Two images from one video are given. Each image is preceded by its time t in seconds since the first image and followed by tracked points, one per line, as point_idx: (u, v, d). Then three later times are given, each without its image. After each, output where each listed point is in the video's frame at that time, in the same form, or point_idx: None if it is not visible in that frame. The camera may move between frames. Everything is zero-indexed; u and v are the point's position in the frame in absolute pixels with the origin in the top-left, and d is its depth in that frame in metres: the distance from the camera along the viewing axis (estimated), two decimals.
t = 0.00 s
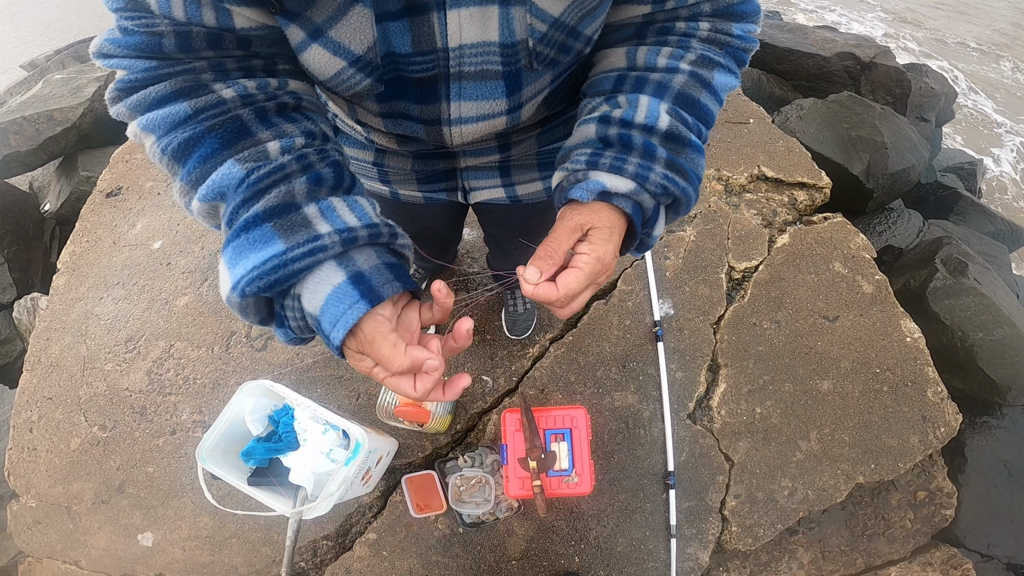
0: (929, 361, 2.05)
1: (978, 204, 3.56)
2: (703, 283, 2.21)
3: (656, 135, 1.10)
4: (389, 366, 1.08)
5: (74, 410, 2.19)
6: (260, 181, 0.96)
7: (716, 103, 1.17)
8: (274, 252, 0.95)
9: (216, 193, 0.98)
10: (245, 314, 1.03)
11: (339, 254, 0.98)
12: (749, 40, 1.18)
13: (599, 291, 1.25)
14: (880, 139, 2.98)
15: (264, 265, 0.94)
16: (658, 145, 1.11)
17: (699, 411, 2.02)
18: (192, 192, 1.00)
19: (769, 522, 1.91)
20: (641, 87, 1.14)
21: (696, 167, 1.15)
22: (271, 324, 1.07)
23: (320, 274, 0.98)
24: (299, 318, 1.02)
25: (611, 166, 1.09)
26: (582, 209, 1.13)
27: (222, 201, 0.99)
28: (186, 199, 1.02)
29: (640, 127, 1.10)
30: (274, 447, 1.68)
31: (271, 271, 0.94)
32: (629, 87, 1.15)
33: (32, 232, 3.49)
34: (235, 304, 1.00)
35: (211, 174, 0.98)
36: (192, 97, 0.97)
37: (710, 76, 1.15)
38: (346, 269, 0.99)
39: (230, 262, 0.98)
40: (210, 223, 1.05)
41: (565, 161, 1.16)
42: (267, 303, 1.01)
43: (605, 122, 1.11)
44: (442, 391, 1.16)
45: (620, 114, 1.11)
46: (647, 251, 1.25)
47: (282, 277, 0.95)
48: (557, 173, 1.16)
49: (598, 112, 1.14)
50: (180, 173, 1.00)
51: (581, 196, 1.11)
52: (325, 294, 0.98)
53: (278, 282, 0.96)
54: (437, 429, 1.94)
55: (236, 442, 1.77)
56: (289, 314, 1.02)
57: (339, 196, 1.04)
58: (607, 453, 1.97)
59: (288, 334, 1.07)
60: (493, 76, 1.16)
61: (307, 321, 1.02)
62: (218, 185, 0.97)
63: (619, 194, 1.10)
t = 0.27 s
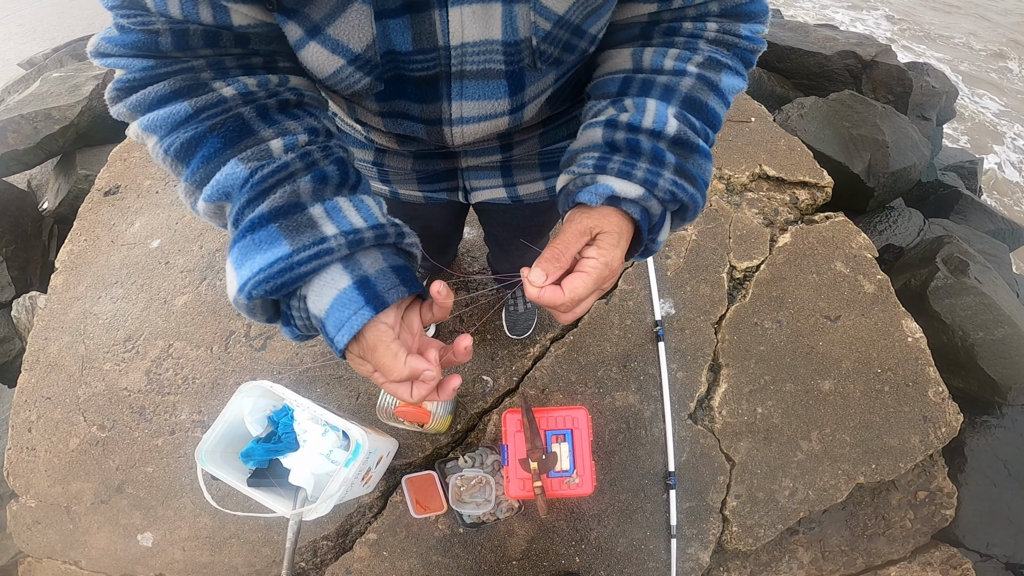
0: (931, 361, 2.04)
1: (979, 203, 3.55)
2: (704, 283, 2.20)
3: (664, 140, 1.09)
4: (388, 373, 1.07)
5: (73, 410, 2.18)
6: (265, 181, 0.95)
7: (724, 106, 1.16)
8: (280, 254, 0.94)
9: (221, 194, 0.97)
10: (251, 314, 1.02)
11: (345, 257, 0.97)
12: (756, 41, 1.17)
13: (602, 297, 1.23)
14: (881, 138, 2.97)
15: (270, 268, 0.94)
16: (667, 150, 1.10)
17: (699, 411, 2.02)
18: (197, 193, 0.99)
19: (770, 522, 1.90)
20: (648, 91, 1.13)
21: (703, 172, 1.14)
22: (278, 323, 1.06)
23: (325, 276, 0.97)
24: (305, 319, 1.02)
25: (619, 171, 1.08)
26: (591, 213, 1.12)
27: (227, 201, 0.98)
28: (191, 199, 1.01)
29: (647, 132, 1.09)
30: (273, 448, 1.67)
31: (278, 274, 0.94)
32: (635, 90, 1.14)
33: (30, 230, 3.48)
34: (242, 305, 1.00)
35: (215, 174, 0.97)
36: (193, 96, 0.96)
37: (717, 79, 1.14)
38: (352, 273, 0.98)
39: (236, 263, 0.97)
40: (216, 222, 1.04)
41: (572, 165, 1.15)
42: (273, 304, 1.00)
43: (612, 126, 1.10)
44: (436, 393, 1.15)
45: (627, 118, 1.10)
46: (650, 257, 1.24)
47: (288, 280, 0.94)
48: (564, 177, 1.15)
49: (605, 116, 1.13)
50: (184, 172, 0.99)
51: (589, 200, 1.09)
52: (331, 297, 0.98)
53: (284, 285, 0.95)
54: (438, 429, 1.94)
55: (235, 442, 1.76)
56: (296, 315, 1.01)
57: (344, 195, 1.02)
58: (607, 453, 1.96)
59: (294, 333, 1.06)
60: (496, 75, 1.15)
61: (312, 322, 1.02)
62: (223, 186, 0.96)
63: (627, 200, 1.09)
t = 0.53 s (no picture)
0: (932, 361, 2.04)
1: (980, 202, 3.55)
2: (705, 282, 2.20)
3: (667, 145, 1.09)
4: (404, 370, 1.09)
5: (74, 410, 2.18)
6: (276, 183, 0.95)
7: (725, 108, 1.16)
8: (294, 256, 0.94)
9: (234, 196, 0.97)
10: (268, 315, 1.03)
11: (357, 257, 0.97)
12: (757, 42, 1.16)
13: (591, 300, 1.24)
14: (882, 137, 2.97)
15: (285, 271, 0.94)
16: (669, 155, 1.10)
17: (700, 411, 2.01)
18: (210, 195, 1.00)
19: (770, 522, 1.90)
20: (649, 94, 1.12)
21: (704, 178, 1.15)
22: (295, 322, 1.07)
23: (339, 277, 0.97)
24: (321, 319, 1.02)
25: (624, 176, 1.08)
26: (598, 219, 1.11)
27: (240, 203, 0.98)
28: (205, 202, 1.02)
29: (649, 137, 1.09)
30: (273, 448, 1.67)
31: (294, 277, 0.94)
32: (636, 93, 1.14)
33: (31, 230, 3.48)
34: (259, 307, 1.00)
35: (227, 176, 0.97)
36: (200, 99, 0.96)
37: (717, 81, 1.13)
38: (364, 273, 0.98)
39: (251, 266, 0.97)
40: (231, 223, 1.05)
41: (573, 167, 1.14)
42: (288, 305, 1.01)
43: (615, 130, 1.10)
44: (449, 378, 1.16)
45: (630, 122, 1.10)
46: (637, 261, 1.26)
47: (303, 282, 0.95)
48: (567, 180, 1.14)
49: (608, 119, 1.12)
50: (195, 175, 1.00)
51: (595, 205, 1.08)
52: (345, 298, 0.98)
53: (300, 287, 0.96)
54: (438, 429, 1.94)
55: (236, 443, 1.76)
56: (311, 314, 1.02)
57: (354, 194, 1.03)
58: (608, 453, 1.96)
59: (312, 332, 1.07)
60: (497, 75, 1.14)
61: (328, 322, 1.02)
62: (235, 188, 0.96)
63: (633, 205, 1.08)
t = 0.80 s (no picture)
0: (932, 360, 2.04)
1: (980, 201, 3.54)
2: (705, 281, 2.19)
3: (667, 151, 1.09)
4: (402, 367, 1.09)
5: (73, 410, 2.17)
6: (273, 183, 0.95)
7: (723, 112, 1.16)
8: (289, 255, 0.94)
9: (230, 194, 0.97)
10: (263, 312, 1.03)
11: (352, 258, 0.97)
12: (754, 43, 1.16)
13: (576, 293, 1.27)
14: (882, 136, 2.96)
15: (280, 270, 0.94)
16: (669, 161, 1.10)
17: (700, 410, 2.01)
18: (206, 194, 0.99)
19: (770, 522, 1.90)
20: (649, 99, 1.12)
21: (701, 183, 1.15)
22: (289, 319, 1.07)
23: (333, 276, 0.97)
24: (315, 317, 1.02)
25: (625, 182, 1.08)
26: (598, 222, 1.11)
27: (236, 201, 0.98)
28: (202, 199, 1.01)
29: (650, 143, 1.09)
30: (273, 448, 1.67)
31: (288, 277, 0.94)
32: (635, 97, 1.14)
33: (30, 229, 3.47)
34: (254, 304, 1.00)
35: (224, 176, 0.97)
36: (197, 98, 0.96)
37: (715, 84, 1.13)
38: (358, 273, 0.98)
39: (247, 264, 0.97)
40: (227, 221, 1.04)
41: (573, 170, 1.13)
42: (283, 303, 1.01)
43: (615, 135, 1.10)
44: (446, 374, 1.17)
45: (630, 127, 1.10)
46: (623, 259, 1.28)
47: (298, 282, 0.95)
48: (567, 182, 1.13)
49: (608, 123, 1.12)
50: (192, 173, 0.99)
51: (597, 210, 1.08)
52: (340, 297, 0.98)
53: (294, 286, 0.95)
54: (438, 429, 1.93)
55: (235, 443, 1.76)
56: (306, 313, 1.02)
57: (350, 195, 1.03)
58: (607, 453, 1.96)
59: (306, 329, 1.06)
60: (493, 74, 1.14)
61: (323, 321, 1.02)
62: (232, 187, 0.96)
63: (634, 211, 1.09)
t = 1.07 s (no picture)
0: (933, 360, 2.04)
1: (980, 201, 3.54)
2: (705, 281, 2.19)
3: (667, 156, 1.10)
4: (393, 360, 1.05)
5: (74, 410, 2.18)
6: (274, 178, 0.96)
7: (721, 114, 1.16)
8: (289, 247, 0.95)
9: (233, 191, 0.97)
10: (264, 305, 1.03)
11: (351, 249, 0.98)
12: (752, 44, 1.16)
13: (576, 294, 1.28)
14: (882, 136, 2.96)
15: (279, 262, 0.94)
16: (669, 165, 1.11)
17: (700, 410, 2.01)
18: (210, 191, 1.00)
19: (770, 522, 1.90)
20: (648, 103, 1.12)
21: (700, 187, 1.16)
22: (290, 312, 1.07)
23: (332, 268, 0.97)
24: (315, 309, 1.02)
25: (626, 188, 1.08)
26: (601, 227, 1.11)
27: (239, 197, 0.98)
28: (206, 197, 1.02)
29: (650, 147, 1.09)
30: (273, 448, 1.67)
31: (287, 268, 0.94)
32: (634, 100, 1.13)
33: (31, 230, 3.48)
34: (254, 296, 1.01)
35: (226, 173, 0.97)
36: (200, 97, 0.96)
37: (713, 87, 1.13)
38: (357, 264, 0.98)
39: (248, 257, 0.98)
40: (231, 218, 1.05)
41: (574, 173, 1.13)
42: (283, 295, 1.01)
43: (616, 139, 1.10)
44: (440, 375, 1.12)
45: (630, 130, 1.09)
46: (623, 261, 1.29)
47: (297, 273, 0.95)
48: (568, 185, 1.13)
49: (609, 126, 1.12)
50: (196, 171, 1.00)
51: (599, 214, 1.08)
52: (337, 288, 0.98)
53: (293, 277, 0.96)
54: (438, 429, 1.93)
55: (236, 443, 1.76)
56: (306, 305, 1.02)
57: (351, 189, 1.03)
58: (607, 453, 1.96)
59: (306, 322, 1.07)
60: (490, 75, 1.14)
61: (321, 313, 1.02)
62: (234, 184, 0.96)
63: (636, 215, 1.09)
